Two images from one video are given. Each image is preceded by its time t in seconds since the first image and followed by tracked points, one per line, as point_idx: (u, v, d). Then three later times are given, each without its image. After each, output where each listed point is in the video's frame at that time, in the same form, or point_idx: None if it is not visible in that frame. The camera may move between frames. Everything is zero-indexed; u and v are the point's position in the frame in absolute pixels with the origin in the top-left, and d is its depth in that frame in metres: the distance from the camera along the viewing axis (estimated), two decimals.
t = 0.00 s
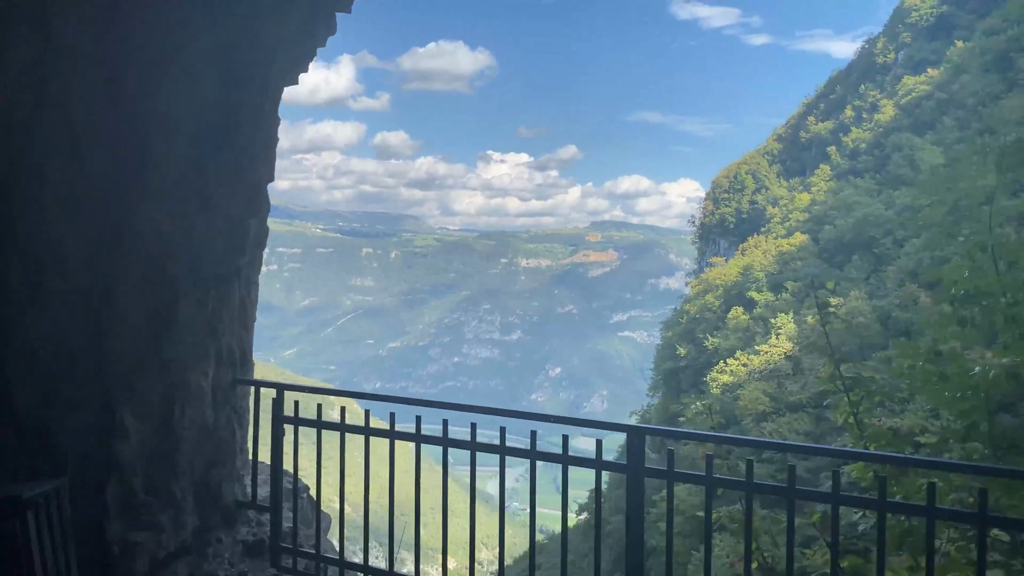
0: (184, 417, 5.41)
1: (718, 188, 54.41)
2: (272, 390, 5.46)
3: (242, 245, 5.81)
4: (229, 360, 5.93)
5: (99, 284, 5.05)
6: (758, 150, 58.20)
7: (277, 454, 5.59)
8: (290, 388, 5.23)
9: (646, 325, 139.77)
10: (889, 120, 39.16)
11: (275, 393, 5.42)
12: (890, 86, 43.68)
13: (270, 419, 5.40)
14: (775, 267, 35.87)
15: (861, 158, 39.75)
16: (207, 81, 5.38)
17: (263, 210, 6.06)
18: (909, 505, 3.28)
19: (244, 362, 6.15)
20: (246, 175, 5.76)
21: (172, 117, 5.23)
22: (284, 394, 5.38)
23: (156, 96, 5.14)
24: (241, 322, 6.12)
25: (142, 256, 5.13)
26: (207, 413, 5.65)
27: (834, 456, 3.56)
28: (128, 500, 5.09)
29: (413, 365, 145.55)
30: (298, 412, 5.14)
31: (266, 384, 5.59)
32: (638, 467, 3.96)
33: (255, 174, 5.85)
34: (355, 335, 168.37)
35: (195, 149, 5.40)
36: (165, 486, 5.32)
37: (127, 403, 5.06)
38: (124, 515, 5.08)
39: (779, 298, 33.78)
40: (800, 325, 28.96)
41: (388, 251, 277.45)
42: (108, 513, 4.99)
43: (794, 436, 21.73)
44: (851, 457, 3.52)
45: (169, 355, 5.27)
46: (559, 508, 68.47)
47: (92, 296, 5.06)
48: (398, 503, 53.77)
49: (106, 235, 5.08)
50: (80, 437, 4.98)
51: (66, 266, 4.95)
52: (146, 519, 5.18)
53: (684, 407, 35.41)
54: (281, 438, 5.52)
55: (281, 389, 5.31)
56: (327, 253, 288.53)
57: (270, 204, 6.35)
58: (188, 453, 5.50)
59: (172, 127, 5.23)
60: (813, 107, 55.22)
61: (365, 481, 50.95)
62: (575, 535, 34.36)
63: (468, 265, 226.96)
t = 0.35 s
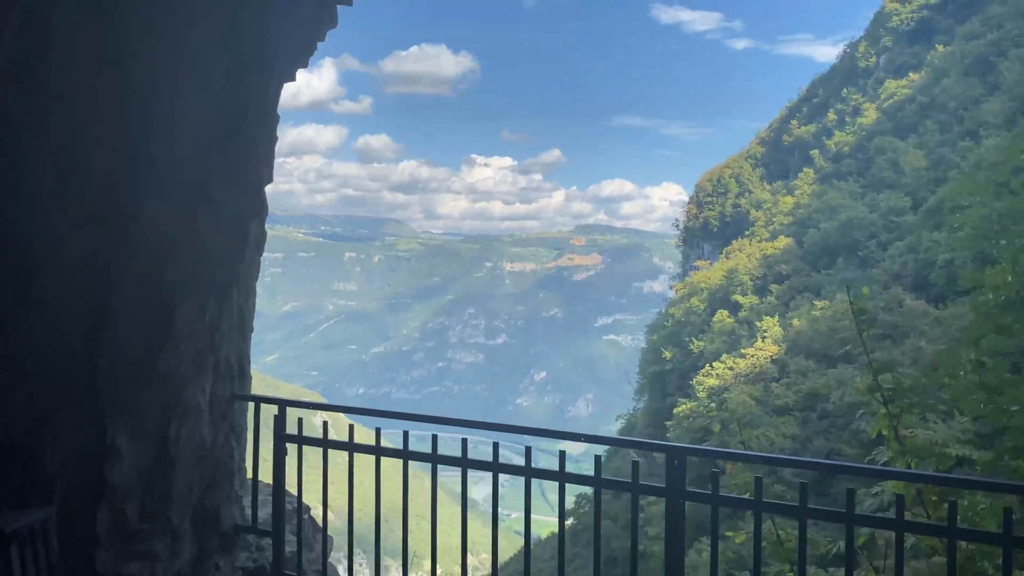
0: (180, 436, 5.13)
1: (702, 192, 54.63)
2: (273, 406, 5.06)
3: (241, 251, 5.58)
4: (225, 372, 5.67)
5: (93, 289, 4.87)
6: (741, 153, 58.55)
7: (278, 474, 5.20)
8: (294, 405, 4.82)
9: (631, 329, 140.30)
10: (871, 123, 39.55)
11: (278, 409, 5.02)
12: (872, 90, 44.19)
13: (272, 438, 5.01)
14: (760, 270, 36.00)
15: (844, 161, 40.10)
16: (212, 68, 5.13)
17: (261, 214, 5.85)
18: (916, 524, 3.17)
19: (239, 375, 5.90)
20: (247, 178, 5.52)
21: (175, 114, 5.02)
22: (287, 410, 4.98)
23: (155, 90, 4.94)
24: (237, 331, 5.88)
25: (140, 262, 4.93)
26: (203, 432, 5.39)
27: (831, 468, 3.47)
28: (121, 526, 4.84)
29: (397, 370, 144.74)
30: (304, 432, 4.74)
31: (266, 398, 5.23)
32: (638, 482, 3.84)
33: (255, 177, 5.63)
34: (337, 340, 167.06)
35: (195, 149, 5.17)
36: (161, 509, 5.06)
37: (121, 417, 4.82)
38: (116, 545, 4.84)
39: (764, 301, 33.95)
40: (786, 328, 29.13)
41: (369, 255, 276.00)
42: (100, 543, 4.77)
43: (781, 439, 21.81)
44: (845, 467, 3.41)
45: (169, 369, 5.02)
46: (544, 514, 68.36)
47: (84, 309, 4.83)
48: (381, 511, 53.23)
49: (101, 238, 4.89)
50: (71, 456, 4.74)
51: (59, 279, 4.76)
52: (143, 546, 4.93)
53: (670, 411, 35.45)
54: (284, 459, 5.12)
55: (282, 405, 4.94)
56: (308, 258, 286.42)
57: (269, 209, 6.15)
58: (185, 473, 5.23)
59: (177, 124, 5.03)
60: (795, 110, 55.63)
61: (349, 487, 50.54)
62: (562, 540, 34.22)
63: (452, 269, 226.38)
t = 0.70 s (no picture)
0: (161, 444, 4.38)
1: (672, 192, 54.93)
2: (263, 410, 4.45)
3: (227, 237, 4.82)
4: (209, 377, 4.87)
5: (75, 282, 4.05)
6: (710, 153, 59.01)
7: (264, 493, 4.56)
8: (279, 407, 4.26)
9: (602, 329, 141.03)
10: (839, 123, 40.09)
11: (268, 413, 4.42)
12: (838, 90, 44.86)
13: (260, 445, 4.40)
14: (730, 269, 36.29)
15: (812, 160, 40.58)
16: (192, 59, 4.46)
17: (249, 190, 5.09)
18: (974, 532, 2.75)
19: (226, 377, 5.11)
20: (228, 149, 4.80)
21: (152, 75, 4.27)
22: (276, 413, 4.39)
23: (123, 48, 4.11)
24: (224, 332, 5.07)
25: (115, 249, 4.16)
26: (188, 440, 4.63)
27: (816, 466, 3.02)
28: (96, 546, 4.07)
29: (367, 373, 143.58)
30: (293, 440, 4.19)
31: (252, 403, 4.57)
32: (618, 484, 3.39)
33: (239, 151, 4.90)
34: (306, 343, 165.19)
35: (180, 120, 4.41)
36: (141, 530, 4.29)
37: (94, 430, 4.07)
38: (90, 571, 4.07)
39: (734, 300, 34.25)
40: (757, 327, 29.45)
41: (338, 257, 273.57)
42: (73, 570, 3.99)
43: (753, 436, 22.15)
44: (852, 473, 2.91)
45: (153, 367, 4.31)
46: (515, 515, 68.33)
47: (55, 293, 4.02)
48: (351, 515, 52.64)
49: (72, 224, 4.06)
50: (36, 475, 3.94)
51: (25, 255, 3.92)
52: (118, 567, 4.16)
53: (643, 411, 35.54)
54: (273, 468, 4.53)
55: (272, 407, 4.33)
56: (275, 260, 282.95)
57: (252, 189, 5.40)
58: (167, 487, 4.47)
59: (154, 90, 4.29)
60: (763, 111, 56.22)
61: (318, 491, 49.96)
62: (535, 542, 34.11)
63: (422, 270, 225.38)
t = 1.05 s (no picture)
0: (135, 454, 4.11)
1: (642, 191, 55.22)
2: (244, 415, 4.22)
3: (204, 231, 4.54)
4: (186, 381, 4.59)
5: (37, 278, 3.78)
6: (679, 153, 59.46)
7: (249, 505, 4.35)
8: (261, 412, 4.05)
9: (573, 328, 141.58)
10: (806, 122, 40.66)
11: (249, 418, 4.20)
12: (805, 90, 45.55)
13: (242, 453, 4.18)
14: (701, 267, 36.55)
15: (780, 160, 41.13)
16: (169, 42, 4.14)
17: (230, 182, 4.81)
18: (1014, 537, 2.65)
19: (205, 380, 4.82)
20: (206, 139, 4.52)
21: (132, 56, 3.99)
22: (258, 418, 4.18)
23: (101, 28, 3.82)
24: (204, 332, 4.78)
25: (84, 246, 3.88)
26: (164, 447, 4.35)
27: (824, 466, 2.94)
28: (63, 566, 3.79)
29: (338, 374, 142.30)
30: (280, 446, 3.99)
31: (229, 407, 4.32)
32: (643, 492, 3.26)
33: (218, 140, 4.63)
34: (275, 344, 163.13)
35: (154, 108, 4.13)
36: (112, 545, 4.02)
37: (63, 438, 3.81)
38: None
39: (705, 298, 34.51)
40: (728, 324, 29.74)
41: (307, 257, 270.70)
42: None
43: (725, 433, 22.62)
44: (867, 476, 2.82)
45: (124, 369, 4.01)
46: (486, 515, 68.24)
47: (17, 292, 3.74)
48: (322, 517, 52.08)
49: (39, 217, 3.78)
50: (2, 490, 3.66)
51: None
52: None
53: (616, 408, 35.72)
54: (256, 477, 4.30)
55: (251, 411, 4.10)
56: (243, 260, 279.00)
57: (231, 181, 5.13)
58: (140, 501, 4.21)
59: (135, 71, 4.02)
60: (732, 111, 56.80)
61: (287, 494, 49.03)
62: (507, 541, 34.07)
63: (393, 271, 224.01)
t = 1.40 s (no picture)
0: (83, 466, 3.90)
1: (600, 188, 55.55)
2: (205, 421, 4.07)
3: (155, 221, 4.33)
4: (140, 384, 4.39)
5: None
6: (636, 149, 59.95)
7: (211, 518, 4.21)
8: (224, 418, 3.91)
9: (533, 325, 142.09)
10: (759, 119, 41.40)
11: (209, 425, 4.05)
12: (758, 87, 46.42)
13: (204, 463, 4.04)
14: (658, 263, 36.93)
15: (734, 156, 41.85)
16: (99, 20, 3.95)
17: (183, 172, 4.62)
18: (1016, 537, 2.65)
19: (160, 381, 4.62)
20: (155, 124, 4.33)
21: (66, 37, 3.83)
22: (221, 425, 4.04)
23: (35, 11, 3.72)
24: (158, 331, 4.59)
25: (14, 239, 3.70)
26: (115, 457, 4.15)
27: (792, 464, 2.95)
28: None
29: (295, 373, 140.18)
30: (245, 456, 3.87)
31: (186, 413, 4.16)
32: (647, 501, 3.10)
33: (170, 125, 4.44)
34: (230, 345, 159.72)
35: (89, 93, 3.94)
36: (60, 565, 3.82)
37: (5, 452, 3.62)
38: None
39: (663, 294, 34.91)
40: (686, 319, 30.13)
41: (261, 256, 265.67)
42: None
43: (686, 427, 23.04)
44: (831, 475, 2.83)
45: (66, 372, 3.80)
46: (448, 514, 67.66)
47: None
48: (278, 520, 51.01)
49: None
50: None
51: None
52: None
53: (577, 404, 35.94)
54: (219, 487, 4.16)
55: (213, 417, 3.96)
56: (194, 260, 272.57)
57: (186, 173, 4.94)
58: (90, 514, 3.99)
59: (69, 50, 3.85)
60: (687, 108, 57.50)
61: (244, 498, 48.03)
62: (470, 539, 34.04)
63: (351, 269, 221.54)
